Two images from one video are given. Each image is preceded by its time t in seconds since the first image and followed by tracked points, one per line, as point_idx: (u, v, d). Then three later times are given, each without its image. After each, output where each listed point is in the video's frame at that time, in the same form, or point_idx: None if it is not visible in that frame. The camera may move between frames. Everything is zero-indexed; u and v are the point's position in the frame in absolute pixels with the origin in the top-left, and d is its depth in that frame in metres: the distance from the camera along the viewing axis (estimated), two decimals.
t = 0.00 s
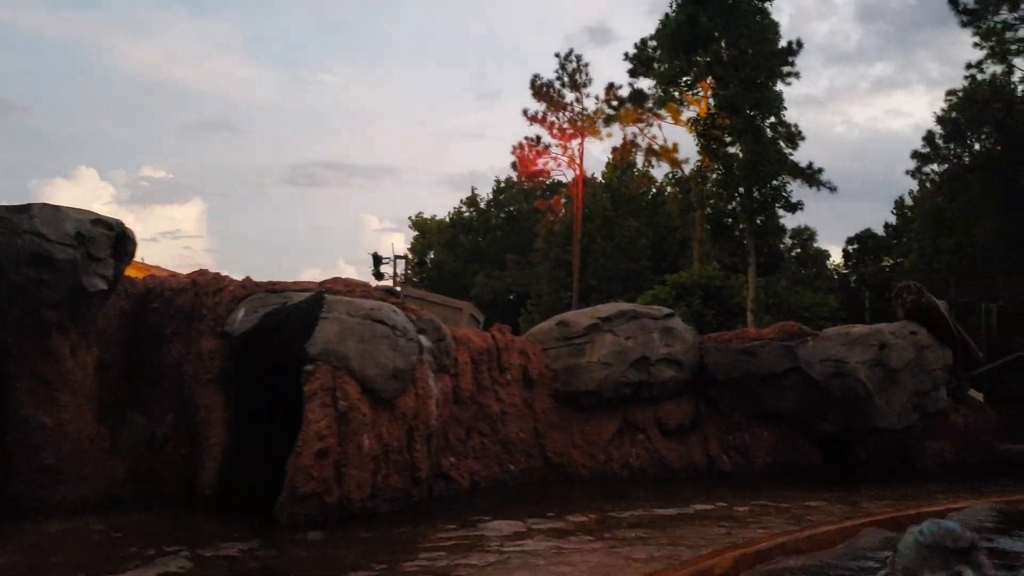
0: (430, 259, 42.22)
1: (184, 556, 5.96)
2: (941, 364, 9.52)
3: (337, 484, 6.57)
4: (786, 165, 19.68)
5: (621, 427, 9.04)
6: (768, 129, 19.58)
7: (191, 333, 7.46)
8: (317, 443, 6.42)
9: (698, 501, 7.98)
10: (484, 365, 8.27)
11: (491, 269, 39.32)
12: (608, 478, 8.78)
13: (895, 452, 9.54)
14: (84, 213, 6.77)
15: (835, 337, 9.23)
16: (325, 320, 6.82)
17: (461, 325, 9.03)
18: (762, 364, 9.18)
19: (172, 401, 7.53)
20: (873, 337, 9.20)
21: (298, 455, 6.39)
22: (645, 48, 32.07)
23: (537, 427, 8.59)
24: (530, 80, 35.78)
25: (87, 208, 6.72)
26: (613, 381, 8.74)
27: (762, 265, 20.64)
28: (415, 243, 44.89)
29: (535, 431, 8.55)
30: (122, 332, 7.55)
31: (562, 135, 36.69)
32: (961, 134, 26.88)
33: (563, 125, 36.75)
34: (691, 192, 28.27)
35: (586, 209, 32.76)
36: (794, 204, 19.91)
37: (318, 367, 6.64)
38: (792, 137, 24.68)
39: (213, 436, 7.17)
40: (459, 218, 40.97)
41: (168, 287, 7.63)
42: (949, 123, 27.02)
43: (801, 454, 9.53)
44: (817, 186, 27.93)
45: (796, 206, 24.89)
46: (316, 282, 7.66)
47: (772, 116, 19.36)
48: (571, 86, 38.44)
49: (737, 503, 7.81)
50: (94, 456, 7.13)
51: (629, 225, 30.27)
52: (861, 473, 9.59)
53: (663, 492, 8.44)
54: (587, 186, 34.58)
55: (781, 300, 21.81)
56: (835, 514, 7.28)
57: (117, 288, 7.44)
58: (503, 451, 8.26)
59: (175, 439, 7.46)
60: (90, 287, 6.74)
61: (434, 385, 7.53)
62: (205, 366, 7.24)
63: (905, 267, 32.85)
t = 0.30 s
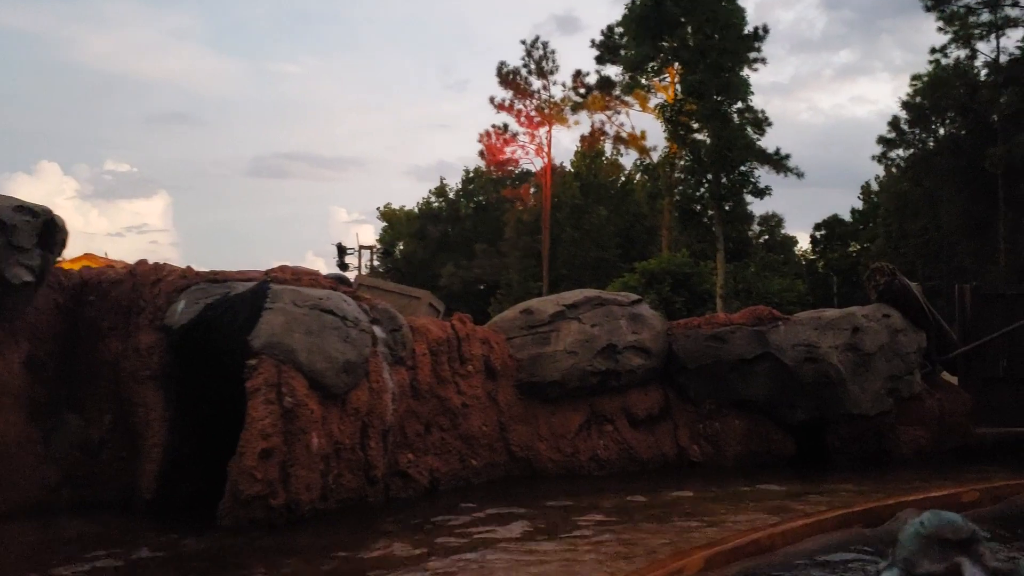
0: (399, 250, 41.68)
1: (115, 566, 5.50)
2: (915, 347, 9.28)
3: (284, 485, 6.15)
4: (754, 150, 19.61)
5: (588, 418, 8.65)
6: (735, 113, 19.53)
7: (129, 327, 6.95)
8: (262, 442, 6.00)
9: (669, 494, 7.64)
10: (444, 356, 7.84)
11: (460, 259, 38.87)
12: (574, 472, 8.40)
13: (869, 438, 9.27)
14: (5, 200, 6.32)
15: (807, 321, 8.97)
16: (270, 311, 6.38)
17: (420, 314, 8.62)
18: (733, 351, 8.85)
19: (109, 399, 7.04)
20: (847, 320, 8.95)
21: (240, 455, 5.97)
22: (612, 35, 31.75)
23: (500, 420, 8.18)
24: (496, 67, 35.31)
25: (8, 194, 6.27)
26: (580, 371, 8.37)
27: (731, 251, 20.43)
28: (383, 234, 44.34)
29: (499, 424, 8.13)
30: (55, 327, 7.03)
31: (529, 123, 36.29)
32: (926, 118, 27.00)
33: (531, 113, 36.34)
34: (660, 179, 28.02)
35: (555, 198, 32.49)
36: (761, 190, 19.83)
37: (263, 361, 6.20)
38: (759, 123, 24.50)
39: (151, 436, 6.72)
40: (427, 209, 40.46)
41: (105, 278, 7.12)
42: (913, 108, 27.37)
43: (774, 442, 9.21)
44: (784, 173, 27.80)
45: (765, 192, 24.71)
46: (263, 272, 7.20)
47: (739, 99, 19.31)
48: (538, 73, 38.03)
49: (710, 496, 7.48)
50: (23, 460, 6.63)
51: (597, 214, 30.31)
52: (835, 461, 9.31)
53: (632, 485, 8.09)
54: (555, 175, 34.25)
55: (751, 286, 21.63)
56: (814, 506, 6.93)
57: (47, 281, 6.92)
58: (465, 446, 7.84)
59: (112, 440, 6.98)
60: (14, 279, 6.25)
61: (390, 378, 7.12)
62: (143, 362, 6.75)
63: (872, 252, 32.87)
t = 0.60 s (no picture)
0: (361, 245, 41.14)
1: None
2: (882, 341, 9.06)
3: (221, 490, 5.74)
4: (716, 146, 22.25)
5: (548, 416, 8.29)
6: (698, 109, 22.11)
7: (58, 322, 6.38)
8: (197, 444, 5.58)
9: (632, 493, 7.33)
10: (398, 352, 7.44)
11: (422, 254, 38.44)
12: (532, 473, 8.06)
13: (835, 434, 9.03)
14: None
15: (772, 315, 8.70)
16: (206, 304, 5.96)
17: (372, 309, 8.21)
18: (696, 346, 8.59)
19: (37, 398, 6.56)
20: (814, 313, 8.65)
21: (173, 459, 5.55)
22: (576, 28, 31.49)
23: (457, 418, 7.79)
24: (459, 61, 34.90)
25: None
26: (539, 367, 8.01)
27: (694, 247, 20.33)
28: (345, 228, 43.80)
29: (455, 423, 7.75)
30: None
31: (492, 117, 35.94)
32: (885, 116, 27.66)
33: (494, 106, 35.97)
34: (624, 174, 27.84)
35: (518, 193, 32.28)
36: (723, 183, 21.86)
37: (199, 357, 5.78)
38: (722, 118, 24.40)
39: (79, 440, 6.33)
40: (390, 203, 39.96)
41: (32, 269, 6.49)
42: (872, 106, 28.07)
43: (739, 439, 8.93)
44: (747, 168, 27.75)
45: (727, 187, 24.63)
46: (201, 263, 6.75)
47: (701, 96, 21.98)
48: (501, 67, 37.71)
49: (673, 495, 7.18)
50: None
51: (561, 208, 30.86)
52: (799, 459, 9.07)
53: (593, 486, 7.77)
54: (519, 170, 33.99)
55: (714, 281, 21.60)
56: (788, 505, 6.66)
57: None
58: (419, 445, 7.46)
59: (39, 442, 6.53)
60: None
61: (338, 376, 6.72)
62: (71, 359, 6.27)
63: (833, 247, 32.99)
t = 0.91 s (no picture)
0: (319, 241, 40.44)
1: None
2: (845, 340, 8.86)
3: (149, 496, 5.34)
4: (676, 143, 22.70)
5: (504, 416, 7.90)
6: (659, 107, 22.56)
7: None
8: (123, 446, 5.16)
9: (590, 497, 7.03)
10: (345, 348, 7.04)
11: (381, 251, 37.89)
12: (487, 476, 7.68)
13: (798, 434, 8.82)
14: None
15: (735, 313, 8.46)
16: (137, 296, 5.55)
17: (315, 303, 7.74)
18: (657, 343, 8.23)
19: None
20: (775, 312, 8.50)
21: (96, 463, 5.13)
22: (537, 24, 31.21)
23: (408, 418, 7.38)
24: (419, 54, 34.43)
25: None
26: (496, 364, 7.61)
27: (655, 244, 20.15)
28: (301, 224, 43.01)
29: (406, 423, 7.35)
30: None
31: (453, 113, 35.52)
32: (842, 116, 28.81)
33: (454, 102, 35.56)
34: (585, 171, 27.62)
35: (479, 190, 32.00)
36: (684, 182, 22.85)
37: (128, 352, 5.35)
38: (683, 118, 24.30)
39: None
40: (348, 199, 39.32)
41: None
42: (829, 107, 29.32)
43: (699, 440, 8.64)
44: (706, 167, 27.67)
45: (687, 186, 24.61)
46: (132, 253, 6.32)
47: (662, 93, 22.36)
48: (461, 62, 37.32)
49: (634, 498, 6.87)
50: None
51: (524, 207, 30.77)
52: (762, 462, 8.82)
53: (549, 489, 7.43)
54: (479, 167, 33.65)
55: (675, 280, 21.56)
56: (752, 510, 6.34)
57: None
58: (366, 448, 7.08)
59: None
60: None
61: (279, 374, 6.32)
62: None
63: (791, 248, 33.07)
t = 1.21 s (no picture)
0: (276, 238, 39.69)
1: None
2: (807, 340, 8.63)
3: (66, 507, 4.91)
4: (637, 143, 22.60)
5: (457, 418, 7.48)
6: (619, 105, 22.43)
7: None
8: (36, 452, 4.71)
9: (546, 503, 6.70)
10: (287, 347, 6.63)
11: (339, 249, 37.30)
12: (440, 483, 7.27)
13: (759, 436, 8.58)
14: None
15: (697, 312, 8.20)
16: (54, 290, 5.09)
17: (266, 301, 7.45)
18: (617, 342, 7.91)
19: None
20: (737, 311, 8.25)
21: (5, 471, 4.67)
22: (498, 21, 30.88)
23: (355, 421, 6.99)
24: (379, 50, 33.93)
25: None
26: (450, 365, 7.17)
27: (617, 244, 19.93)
28: (258, 220, 42.23)
29: (352, 427, 6.95)
30: None
31: (413, 109, 35.06)
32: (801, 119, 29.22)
33: (414, 98, 35.09)
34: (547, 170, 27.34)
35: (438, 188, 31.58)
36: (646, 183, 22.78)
37: (44, 351, 4.90)
38: (644, 118, 24.16)
39: None
40: (306, 196, 38.66)
41: None
42: (788, 109, 29.43)
43: (659, 442, 8.33)
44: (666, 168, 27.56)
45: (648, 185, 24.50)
46: (54, 244, 5.84)
47: (623, 91, 22.25)
48: (421, 58, 36.87)
49: (591, 505, 6.56)
50: None
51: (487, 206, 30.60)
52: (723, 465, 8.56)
53: (503, 495, 7.08)
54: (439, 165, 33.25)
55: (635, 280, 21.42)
56: (713, 517, 6.06)
57: None
58: (310, 452, 6.69)
59: None
60: None
61: (214, 375, 5.91)
62: None
63: (749, 249, 33.11)
